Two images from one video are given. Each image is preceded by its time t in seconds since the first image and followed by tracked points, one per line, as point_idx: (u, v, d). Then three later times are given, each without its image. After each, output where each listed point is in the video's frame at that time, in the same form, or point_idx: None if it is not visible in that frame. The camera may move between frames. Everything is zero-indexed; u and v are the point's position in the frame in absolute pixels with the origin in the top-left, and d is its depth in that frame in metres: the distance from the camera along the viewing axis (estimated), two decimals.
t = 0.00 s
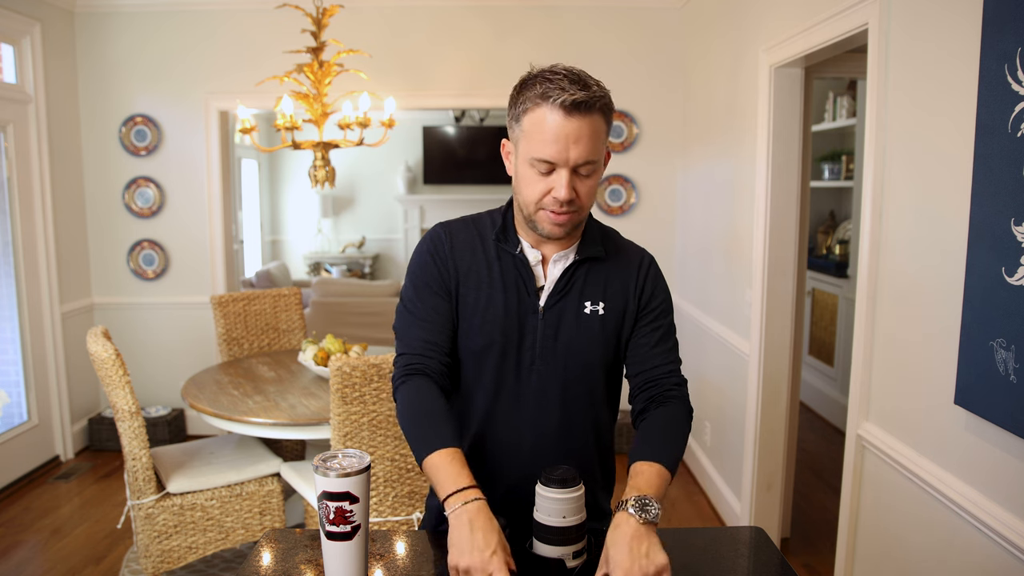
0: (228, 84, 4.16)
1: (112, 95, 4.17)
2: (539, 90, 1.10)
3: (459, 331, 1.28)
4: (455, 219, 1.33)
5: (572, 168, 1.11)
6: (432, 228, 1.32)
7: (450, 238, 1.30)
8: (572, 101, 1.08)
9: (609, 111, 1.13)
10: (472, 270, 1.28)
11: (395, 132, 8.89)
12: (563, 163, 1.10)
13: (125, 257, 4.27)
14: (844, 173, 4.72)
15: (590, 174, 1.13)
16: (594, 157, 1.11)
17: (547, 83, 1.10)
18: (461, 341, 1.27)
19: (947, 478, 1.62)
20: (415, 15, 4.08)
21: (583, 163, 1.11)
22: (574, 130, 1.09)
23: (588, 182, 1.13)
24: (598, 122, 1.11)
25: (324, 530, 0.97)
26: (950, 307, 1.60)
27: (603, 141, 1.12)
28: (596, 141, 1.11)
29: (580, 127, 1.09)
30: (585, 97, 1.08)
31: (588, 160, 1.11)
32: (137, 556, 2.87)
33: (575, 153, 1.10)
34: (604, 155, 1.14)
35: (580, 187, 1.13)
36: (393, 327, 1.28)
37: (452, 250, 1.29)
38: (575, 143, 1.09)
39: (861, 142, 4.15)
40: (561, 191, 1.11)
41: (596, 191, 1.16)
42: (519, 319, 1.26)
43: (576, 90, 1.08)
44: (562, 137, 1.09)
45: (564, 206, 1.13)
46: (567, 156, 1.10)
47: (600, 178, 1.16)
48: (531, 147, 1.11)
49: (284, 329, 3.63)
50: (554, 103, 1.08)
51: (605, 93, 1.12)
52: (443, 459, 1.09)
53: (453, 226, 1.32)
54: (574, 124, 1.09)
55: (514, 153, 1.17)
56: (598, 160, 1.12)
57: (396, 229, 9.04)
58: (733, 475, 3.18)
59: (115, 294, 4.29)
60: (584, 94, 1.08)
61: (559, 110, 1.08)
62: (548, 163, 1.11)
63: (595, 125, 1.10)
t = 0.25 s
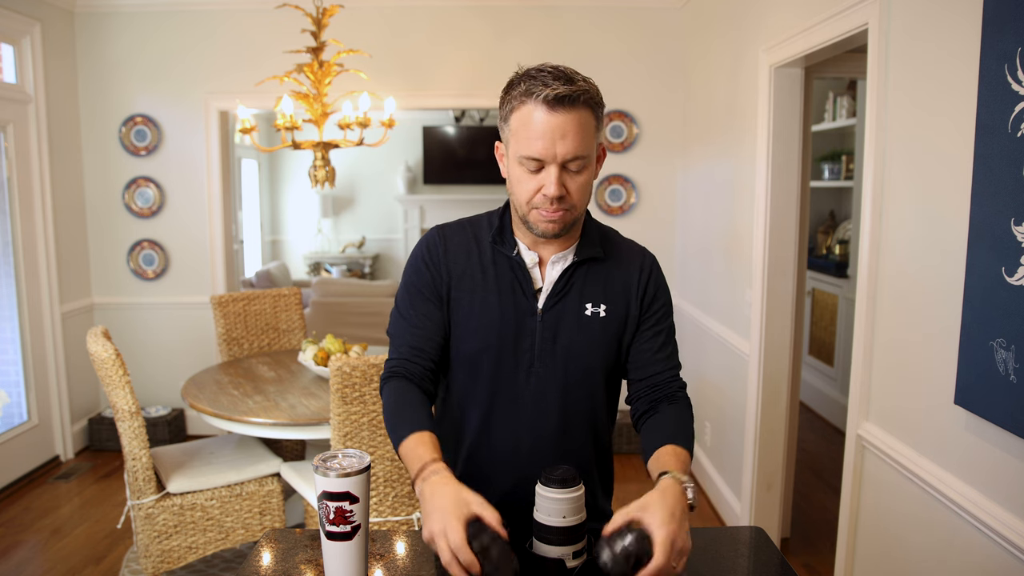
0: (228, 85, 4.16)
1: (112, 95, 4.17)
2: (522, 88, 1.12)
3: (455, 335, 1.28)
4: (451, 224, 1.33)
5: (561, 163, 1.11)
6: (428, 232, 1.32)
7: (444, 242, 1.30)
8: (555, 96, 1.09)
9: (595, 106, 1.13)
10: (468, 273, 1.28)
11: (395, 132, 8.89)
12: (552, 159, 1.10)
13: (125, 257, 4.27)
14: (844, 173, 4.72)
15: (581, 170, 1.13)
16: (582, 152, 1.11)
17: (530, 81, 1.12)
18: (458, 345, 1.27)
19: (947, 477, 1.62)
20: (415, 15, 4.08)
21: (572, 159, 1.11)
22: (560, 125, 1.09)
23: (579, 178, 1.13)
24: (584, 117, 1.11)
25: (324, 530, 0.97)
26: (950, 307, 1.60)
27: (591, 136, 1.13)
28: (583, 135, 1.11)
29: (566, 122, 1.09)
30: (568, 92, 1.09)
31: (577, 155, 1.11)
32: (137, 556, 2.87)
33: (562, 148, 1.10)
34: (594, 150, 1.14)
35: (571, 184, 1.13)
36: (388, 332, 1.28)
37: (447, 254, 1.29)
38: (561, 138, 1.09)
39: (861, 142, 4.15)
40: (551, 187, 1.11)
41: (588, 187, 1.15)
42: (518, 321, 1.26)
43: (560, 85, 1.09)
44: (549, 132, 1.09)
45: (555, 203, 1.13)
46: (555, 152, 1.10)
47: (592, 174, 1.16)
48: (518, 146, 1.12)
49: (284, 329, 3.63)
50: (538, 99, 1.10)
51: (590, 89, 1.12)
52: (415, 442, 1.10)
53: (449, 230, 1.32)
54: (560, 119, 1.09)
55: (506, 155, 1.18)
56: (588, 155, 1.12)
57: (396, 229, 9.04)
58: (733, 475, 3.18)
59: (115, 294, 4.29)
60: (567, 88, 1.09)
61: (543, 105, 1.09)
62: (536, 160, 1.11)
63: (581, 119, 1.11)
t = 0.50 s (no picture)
0: (228, 85, 4.16)
1: (112, 95, 4.17)
2: (519, 90, 1.13)
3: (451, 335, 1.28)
4: (450, 225, 1.34)
5: (562, 163, 1.11)
6: (426, 233, 1.33)
7: (442, 244, 1.31)
8: (552, 96, 1.09)
9: (592, 104, 1.14)
10: (467, 274, 1.29)
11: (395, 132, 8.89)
12: (553, 159, 1.11)
13: (125, 257, 4.27)
14: (844, 173, 4.72)
15: (582, 168, 1.13)
16: (583, 150, 1.12)
17: (526, 82, 1.12)
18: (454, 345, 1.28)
19: (947, 477, 1.62)
20: (415, 15, 4.09)
21: (573, 157, 1.11)
22: (559, 124, 1.10)
23: (580, 176, 1.13)
24: (582, 115, 1.12)
25: (324, 530, 0.97)
26: (950, 307, 1.60)
27: (590, 134, 1.13)
28: (582, 133, 1.11)
29: (565, 120, 1.10)
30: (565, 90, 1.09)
31: (577, 153, 1.11)
32: (137, 556, 2.87)
33: (562, 146, 1.10)
34: (594, 148, 1.15)
35: (573, 182, 1.13)
36: (386, 335, 1.30)
37: (444, 255, 1.30)
38: (562, 137, 1.10)
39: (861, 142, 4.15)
40: (554, 187, 1.12)
41: (591, 186, 1.15)
42: (517, 322, 1.26)
43: (556, 84, 1.10)
44: (548, 132, 1.10)
45: (558, 202, 1.13)
46: (556, 151, 1.10)
47: (594, 173, 1.16)
48: (518, 147, 1.13)
49: (284, 329, 3.63)
50: (535, 100, 1.10)
51: (586, 87, 1.13)
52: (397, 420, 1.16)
53: (447, 230, 1.33)
54: (558, 118, 1.10)
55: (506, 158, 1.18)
56: (588, 153, 1.13)
57: (396, 229, 9.04)
58: (733, 475, 3.18)
59: (115, 294, 4.29)
60: (564, 87, 1.10)
61: (540, 105, 1.10)
62: (538, 161, 1.11)
63: (579, 118, 1.11)
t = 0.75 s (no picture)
0: (228, 85, 4.16)
1: (112, 95, 4.17)
2: (518, 88, 1.14)
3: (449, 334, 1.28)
4: (449, 224, 1.34)
5: (544, 167, 1.11)
6: (426, 232, 1.34)
7: (439, 243, 1.32)
8: (543, 98, 1.10)
9: (587, 113, 1.13)
10: (464, 273, 1.29)
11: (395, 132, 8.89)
12: (534, 160, 1.11)
13: (125, 257, 4.27)
14: (844, 173, 4.72)
15: (564, 175, 1.13)
16: (568, 157, 1.11)
17: (526, 82, 1.13)
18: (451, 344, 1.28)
19: (947, 477, 1.62)
20: (415, 15, 4.09)
21: (556, 163, 1.11)
22: (546, 128, 1.10)
23: (561, 183, 1.13)
24: (573, 123, 1.12)
25: (324, 530, 0.97)
26: (950, 307, 1.60)
27: (580, 143, 1.12)
28: (569, 142, 1.11)
29: (553, 125, 1.10)
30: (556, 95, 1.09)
31: (559, 160, 1.11)
32: (137, 556, 2.87)
33: (545, 150, 1.10)
34: (584, 157, 1.14)
35: (552, 187, 1.13)
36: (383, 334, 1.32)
37: (443, 254, 1.31)
38: (546, 141, 1.10)
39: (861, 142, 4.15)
40: (531, 189, 1.12)
41: (574, 194, 1.15)
42: (516, 320, 1.26)
43: (551, 89, 1.10)
44: (534, 134, 1.10)
45: (533, 204, 1.13)
46: (538, 154, 1.11)
47: (581, 182, 1.15)
48: (508, 144, 1.14)
49: (284, 329, 3.63)
50: (528, 100, 1.11)
51: (584, 95, 1.13)
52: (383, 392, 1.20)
53: (446, 230, 1.33)
54: (546, 122, 1.10)
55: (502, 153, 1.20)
56: (574, 162, 1.12)
57: (396, 229, 9.04)
58: (733, 475, 3.18)
59: (115, 294, 4.29)
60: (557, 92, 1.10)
61: (532, 106, 1.11)
62: (521, 160, 1.12)
63: (568, 125, 1.11)
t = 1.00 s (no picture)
0: (228, 85, 4.16)
1: (112, 95, 4.17)
2: (526, 82, 1.15)
3: (448, 332, 1.28)
4: (448, 223, 1.35)
5: (543, 159, 1.12)
6: (425, 232, 1.34)
7: (438, 241, 1.32)
8: (549, 91, 1.11)
9: (591, 111, 1.14)
10: (463, 271, 1.29)
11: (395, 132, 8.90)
12: (534, 152, 1.12)
13: (125, 257, 4.27)
14: (844, 173, 4.72)
15: (564, 169, 1.13)
16: (568, 152, 1.12)
17: (533, 76, 1.15)
18: (449, 341, 1.28)
19: (947, 477, 1.62)
20: (415, 15, 4.09)
21: (556, 157, 1.12)
22: (550, 121, 1.11)
23: (560, 177, 1.13)
24: (576, 119, 1.12)
25: (324, 530, 0.97)
26: (950, 307, 1.60)
27: (582, 139, 1.13)
28: (571, 137, 1.12)
29: (557, 119, 1.11)
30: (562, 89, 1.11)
31: (560, 153, 1.11)
32: (137, 555, 2.87)
33: (546, 143, 1.11)
34: (585, 155, 1.14)
35: (551, 180, 1.13)
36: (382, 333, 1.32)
37: (441, 253, 1.31)
38: (548, 133, 1.11)
39: (860, 142, 4.15)
40: (528, 179, 1.12)
41: (572, 190, 1.14)
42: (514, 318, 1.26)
43: (558, 83, 1.12)
44: (537, 127, 1.11)
45: (530, 195, 1.13)
46: (539, 146, 1.11)
47: (580, 180, 1.15)
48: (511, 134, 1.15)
49: (284, 329, 3.63)
50: (534, 92, 1.13)
51: (590, 94, 1.14)
52: (372, 366, 1.21)
53: (446, 229, 1.34)
54: (550, 115, 1.11)
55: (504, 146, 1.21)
56: (574, 157, 1.12)
57: (396, 229, 9.05)
58: (732, 475, 3.18)
59: (115, 294, 4.29)
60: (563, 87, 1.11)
61: (538, 99, 1.12)
62: (521, 151, 1.13)
63: (571, 121, 1.12)
